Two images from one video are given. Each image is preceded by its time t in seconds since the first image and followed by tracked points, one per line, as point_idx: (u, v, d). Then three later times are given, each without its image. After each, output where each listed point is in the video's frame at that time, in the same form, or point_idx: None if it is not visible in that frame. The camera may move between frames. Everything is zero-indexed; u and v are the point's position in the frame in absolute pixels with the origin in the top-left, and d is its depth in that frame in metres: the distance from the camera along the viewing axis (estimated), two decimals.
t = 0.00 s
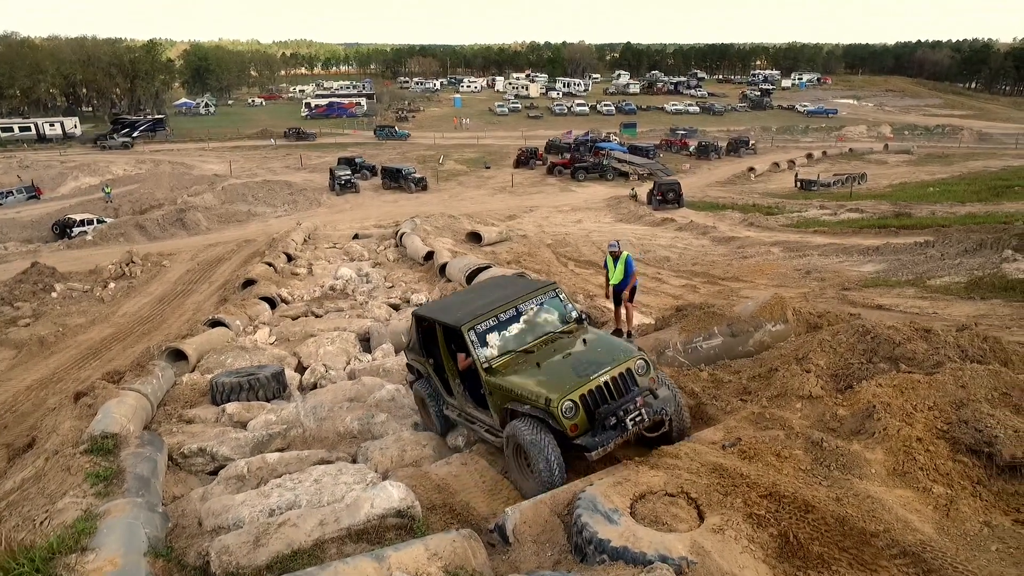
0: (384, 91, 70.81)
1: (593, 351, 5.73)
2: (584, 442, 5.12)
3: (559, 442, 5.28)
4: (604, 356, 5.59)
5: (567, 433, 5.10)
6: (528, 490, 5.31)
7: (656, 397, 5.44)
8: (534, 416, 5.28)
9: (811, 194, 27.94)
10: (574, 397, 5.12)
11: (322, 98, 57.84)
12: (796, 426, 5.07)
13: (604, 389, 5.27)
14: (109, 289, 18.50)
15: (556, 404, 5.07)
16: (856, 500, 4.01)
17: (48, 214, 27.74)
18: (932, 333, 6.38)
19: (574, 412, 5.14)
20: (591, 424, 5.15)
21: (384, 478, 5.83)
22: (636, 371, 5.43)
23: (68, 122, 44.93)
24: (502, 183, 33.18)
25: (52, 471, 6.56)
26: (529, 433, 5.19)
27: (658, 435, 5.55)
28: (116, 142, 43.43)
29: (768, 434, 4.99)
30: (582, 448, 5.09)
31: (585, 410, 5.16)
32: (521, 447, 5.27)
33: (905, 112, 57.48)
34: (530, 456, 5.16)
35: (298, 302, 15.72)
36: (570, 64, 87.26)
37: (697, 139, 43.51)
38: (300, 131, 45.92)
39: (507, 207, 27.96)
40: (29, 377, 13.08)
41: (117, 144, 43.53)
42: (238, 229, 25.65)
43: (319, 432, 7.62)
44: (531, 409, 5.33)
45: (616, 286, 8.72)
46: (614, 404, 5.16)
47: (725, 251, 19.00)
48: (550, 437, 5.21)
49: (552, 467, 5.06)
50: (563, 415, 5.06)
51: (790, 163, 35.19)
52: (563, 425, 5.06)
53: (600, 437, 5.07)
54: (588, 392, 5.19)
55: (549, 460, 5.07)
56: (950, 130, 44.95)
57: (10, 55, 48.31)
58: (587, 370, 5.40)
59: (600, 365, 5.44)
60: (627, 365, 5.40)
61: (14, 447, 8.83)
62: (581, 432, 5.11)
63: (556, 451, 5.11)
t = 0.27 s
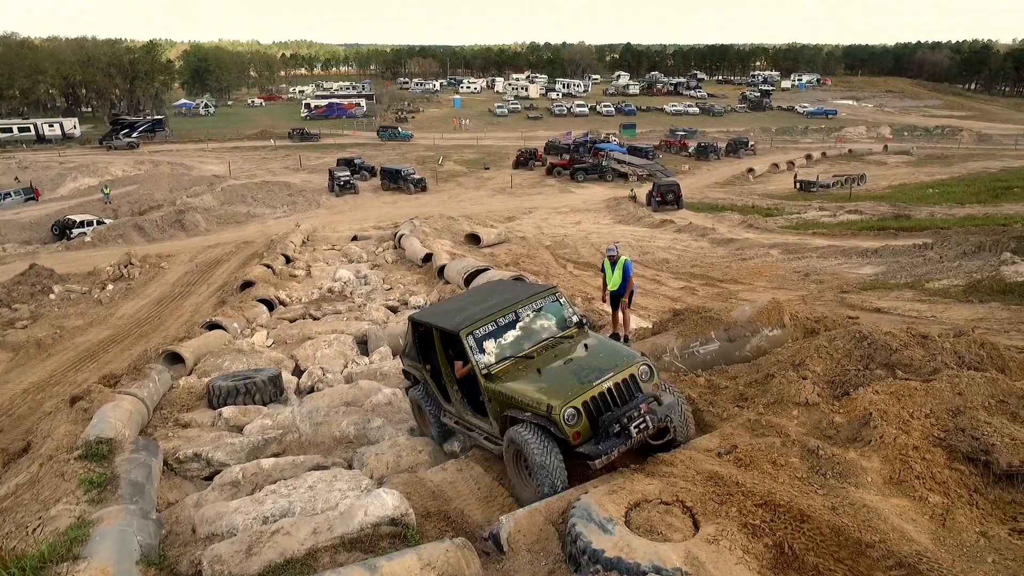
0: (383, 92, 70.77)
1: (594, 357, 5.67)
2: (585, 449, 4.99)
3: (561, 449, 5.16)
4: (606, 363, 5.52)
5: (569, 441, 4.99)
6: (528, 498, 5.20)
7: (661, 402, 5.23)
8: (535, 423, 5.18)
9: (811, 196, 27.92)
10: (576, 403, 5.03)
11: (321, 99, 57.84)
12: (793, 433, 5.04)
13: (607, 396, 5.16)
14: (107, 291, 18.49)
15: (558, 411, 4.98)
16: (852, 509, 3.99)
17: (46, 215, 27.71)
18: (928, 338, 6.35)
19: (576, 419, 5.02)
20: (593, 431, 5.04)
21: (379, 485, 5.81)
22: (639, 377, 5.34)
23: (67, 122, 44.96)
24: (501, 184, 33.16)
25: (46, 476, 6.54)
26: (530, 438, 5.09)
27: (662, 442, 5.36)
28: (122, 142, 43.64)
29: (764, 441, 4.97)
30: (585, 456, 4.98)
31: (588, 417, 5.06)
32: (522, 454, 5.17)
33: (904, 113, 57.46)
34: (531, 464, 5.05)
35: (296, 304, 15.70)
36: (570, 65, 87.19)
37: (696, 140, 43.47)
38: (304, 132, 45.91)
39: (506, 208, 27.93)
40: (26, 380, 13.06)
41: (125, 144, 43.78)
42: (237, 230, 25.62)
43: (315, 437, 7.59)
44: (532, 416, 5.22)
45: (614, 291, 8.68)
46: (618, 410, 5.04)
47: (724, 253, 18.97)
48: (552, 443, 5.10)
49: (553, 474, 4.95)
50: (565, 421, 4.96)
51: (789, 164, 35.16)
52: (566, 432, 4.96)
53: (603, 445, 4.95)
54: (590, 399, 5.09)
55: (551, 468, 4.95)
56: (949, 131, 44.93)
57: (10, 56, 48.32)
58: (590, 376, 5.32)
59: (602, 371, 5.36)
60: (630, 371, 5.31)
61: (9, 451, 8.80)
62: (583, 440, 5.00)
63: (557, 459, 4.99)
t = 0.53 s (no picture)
0: (382, 92, 70.76)
1: (599, 350, 5.59)
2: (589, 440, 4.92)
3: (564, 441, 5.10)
4: (612, 356, 5.45)
5: (573, 431, 4.92)
6: (530, 491, 5.13)
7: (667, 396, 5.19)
8: (538, 414, 5.11)
9: (810, 197, 27.87)
10: (580, 393, 4.97)
11: (321, 99, 57.79)
12: (791, 439, 5.00)
13: (613, 387, 5.12)
14: (105, 292, 18.45)
15: (562, 400, 4.92)
16: (850, 517, 3.94)
17: (45, 216, 27.68)
18: (927, 343, 6.30)
19: (580, 409, 4.97)
20: (598, 421, 4.98)
21: (374, 490, 5.77)
22: (645, 369, 5.29)
23: (66, 123, 44.96)
24: (501, 184, 33.12)
25: (39, 481, 6.50)
26: (532, 429, 5.03)
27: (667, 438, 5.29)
28: (128, 142, 43.71)
29: (762, 447, 4.92)
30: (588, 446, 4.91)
31: (592, 407, 4.99)
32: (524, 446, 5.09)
33: (904, 114, 57.39)
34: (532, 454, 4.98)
35: (294, 306, 15.65)
36: (570, 65, 87.03)
37: (696, 141, 43.42)
38: (309, 132, 45.85)
39: (505, 209, 27.88)
40: (23, 382, 13.01)
41: (131, 144, 43.87)
42: (236, 231, 25.58)
43: (311, 440, 7.55)
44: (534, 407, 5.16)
45: (613, 294, 8.63)
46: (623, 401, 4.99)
47: (724, 255, 18.91)
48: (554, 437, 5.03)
49: (556, 464, 4.88)
50: (570, 411, 4.90)
51: (789, 165, 35.11)
52: (570, 421, 4.90)
53: (608, 435, 4.88)
54: (595, 390, 5.03)
55: (554, 458, 4.88)
56: (949, 132, 44.88)
57: (9, 57, 48.31)
58: (595, 367, 5.26)
59: (608, 363, 5.29)
60: (634, 363, 5.26)
61: (4, 454, 8.75)
62: (587, 430, 4.93)
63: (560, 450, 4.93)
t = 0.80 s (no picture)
0: (381, 92, 70.73)
1: (605, 343, 5.50)
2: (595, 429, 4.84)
3: (568, 433, 5.02)
4: (617, 348, 5.38)
5: (578, 420, 4.84)
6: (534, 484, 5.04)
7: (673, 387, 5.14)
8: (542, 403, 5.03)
9: (810, 197, 27.84)
10: (585, 380, 4.90)
11: (320, 99, 57.74)
12: (791, 442, 4.97)
13: (618, 375, 5.05)
14: (104, 292, 18.41)
15: (567, 388, 4.84)
16: (851, 521, 3.92)
17: (44, 216, 27.63)
18: (928, 345, 6.28)
19: (585, 397, 4.88)
20: (604, 410, 4.90)
21: (372, 492, 5.74)
22: (651, 360, 5.22)
23: (66, 123, 44.91)
24: (500, 185, 33.09)
25: (36, 483, 6.46)
26: (537, 422, 4.96)
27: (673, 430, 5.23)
28: (134, 141, 43.67)
29: (762, 450, 4.90)
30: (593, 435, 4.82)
31: (598, 395, 4.92)
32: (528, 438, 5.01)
33: (904, 114, 57.37)
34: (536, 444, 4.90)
35: (293, 306, 15.62)
36: (570, 66, 86.97)
37: (696, 141, 43.40)
38: (313, 132, 45.84)
39: (505, 209, 27.85)
40: (21, 383, 12.96)
41: (135, 144, 43.81)
42: (235, 231, 25.53)
43: (310, 442, 7.51)
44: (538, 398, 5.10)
45: (613, 296, 8.61)
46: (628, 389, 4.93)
47: (723, 255, 18.89)
48: (559, 429, 4.95)
49: (561, 455, 4.82)
50: (574, 399, 4.82)
51: (789, 166, 35.08)
52: (575, 410, 4.82)
53: (614, 424, 4.81)
54: (599, 378, 4.96)
55: (558, 449, 4.82)
56: (949, 133, 44.87)
57: (8, 57, 48.25)
58: (599, 357, 5.19)
59: (613, 353, 5.23)
60: (640, 353, 5.19)
61: (1, 455, 8.71)
62: (592, 419, 4.85)
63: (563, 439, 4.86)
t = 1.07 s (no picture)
0: (381, 93, 70.75)
1: (606, 339, 5.44)
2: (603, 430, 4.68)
3: (575, 435, 4.88)
4: (619, 344, 5.29)
5: (583, 420, 4.71)
6: (543, 491, 4.85)
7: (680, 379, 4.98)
8: (546, 407, 4.90)
9: (810, 198, 27.84)
10: (588, 381, 4.78)
11: (320, 99, 57.72)
12: (793, 443, 4.96)
13: (621, 373, 4.94)
14: (103, 293, 18.38)
15: (570, 389, 4.73)
16: (854, 523, 3.91)
17: (43, 216, 27.61)
18: (929, 346, 6.28)
19: (590, 398, 4.77)
20: (609, 410, 4.78)
21: (373, 493, 5.72)
22: (653, 355, 5.13)
23: (65, 122, 44.89)
24: (500, 185, 33.08)
25: (35, 484, 6.45)
26: (541, 423, 4.79)
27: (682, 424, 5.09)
28: (140, 141, 43.63)
29: (764, 451, 4.88)
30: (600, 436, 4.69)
31: (602, 395, 4.80)
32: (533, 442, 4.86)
33: (903, 115, 57.40)
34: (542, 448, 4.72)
35: (292, 307, 15.60)
36: (569, 66, 86.96)
37: (695, 142, 43.41)
38: (316, 132, 45.84)
39: (504, 210, 27.85)
40: (20, 383, 12.92)
41: (141, 144, 43.73)
42: (235, 231, 25.51)
43: (310, 442, 7.49)
44: (542, 401, 4.97)
45: (614, 297, 8.62)
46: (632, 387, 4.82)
47: (723, 256, 18.88)
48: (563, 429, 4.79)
49: (570, 458, 4.61)
50: (578, 400, 4.70)
51: (788, 166, 35.09)
52: (579, 411, 4.69)
53: (620, 422, 4.69)
54: (603, 377, 4.85)
55: (564, 449, 4.63)
56: (948, 133, 44.91)
57: (7, 57, 48.19)
58: (602, 356, 5.09)
59: (615, 351, 5.13)
60: (642, 348, 5.11)
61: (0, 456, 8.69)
62: (598, 419, 4.72)
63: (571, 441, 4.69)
